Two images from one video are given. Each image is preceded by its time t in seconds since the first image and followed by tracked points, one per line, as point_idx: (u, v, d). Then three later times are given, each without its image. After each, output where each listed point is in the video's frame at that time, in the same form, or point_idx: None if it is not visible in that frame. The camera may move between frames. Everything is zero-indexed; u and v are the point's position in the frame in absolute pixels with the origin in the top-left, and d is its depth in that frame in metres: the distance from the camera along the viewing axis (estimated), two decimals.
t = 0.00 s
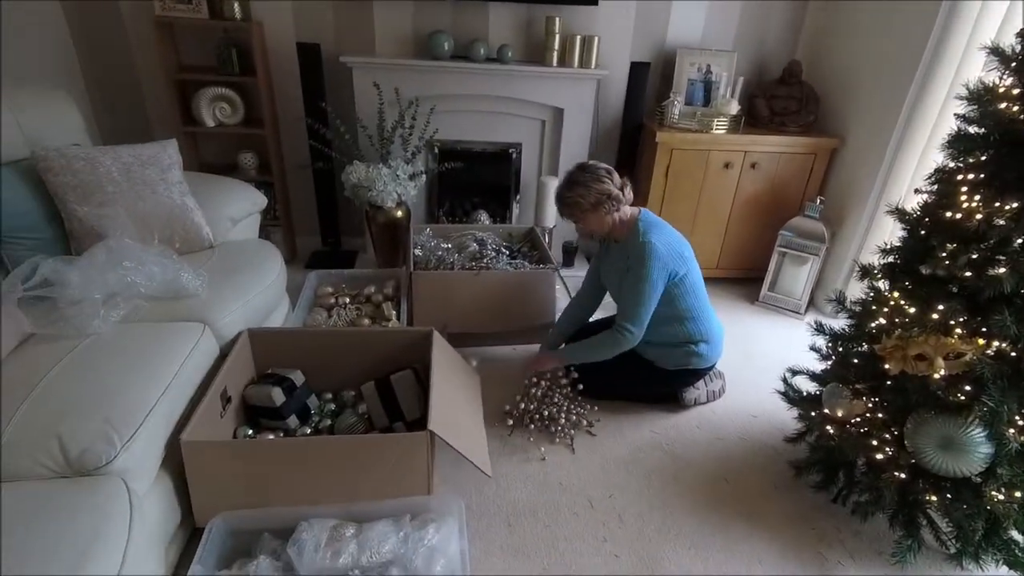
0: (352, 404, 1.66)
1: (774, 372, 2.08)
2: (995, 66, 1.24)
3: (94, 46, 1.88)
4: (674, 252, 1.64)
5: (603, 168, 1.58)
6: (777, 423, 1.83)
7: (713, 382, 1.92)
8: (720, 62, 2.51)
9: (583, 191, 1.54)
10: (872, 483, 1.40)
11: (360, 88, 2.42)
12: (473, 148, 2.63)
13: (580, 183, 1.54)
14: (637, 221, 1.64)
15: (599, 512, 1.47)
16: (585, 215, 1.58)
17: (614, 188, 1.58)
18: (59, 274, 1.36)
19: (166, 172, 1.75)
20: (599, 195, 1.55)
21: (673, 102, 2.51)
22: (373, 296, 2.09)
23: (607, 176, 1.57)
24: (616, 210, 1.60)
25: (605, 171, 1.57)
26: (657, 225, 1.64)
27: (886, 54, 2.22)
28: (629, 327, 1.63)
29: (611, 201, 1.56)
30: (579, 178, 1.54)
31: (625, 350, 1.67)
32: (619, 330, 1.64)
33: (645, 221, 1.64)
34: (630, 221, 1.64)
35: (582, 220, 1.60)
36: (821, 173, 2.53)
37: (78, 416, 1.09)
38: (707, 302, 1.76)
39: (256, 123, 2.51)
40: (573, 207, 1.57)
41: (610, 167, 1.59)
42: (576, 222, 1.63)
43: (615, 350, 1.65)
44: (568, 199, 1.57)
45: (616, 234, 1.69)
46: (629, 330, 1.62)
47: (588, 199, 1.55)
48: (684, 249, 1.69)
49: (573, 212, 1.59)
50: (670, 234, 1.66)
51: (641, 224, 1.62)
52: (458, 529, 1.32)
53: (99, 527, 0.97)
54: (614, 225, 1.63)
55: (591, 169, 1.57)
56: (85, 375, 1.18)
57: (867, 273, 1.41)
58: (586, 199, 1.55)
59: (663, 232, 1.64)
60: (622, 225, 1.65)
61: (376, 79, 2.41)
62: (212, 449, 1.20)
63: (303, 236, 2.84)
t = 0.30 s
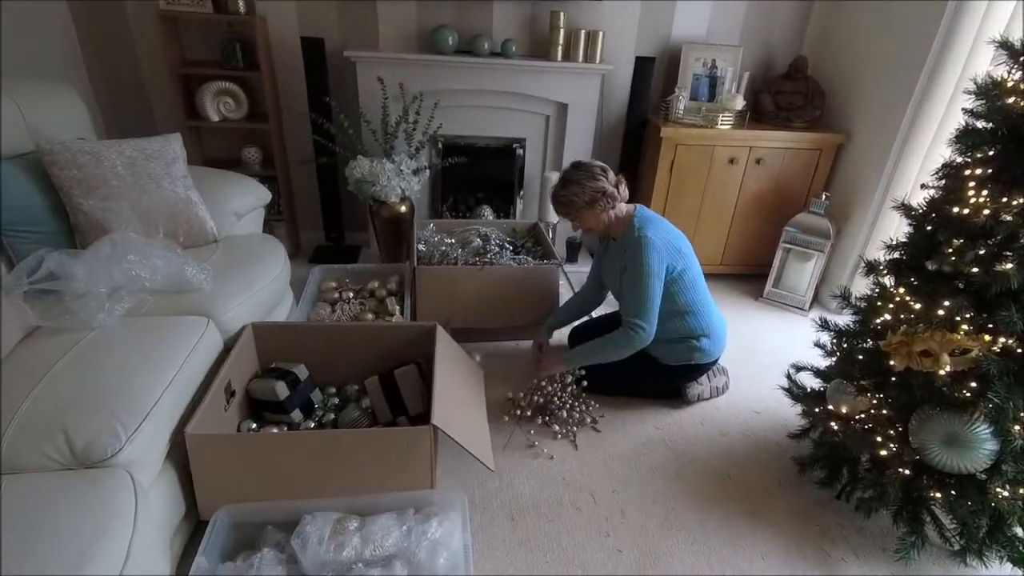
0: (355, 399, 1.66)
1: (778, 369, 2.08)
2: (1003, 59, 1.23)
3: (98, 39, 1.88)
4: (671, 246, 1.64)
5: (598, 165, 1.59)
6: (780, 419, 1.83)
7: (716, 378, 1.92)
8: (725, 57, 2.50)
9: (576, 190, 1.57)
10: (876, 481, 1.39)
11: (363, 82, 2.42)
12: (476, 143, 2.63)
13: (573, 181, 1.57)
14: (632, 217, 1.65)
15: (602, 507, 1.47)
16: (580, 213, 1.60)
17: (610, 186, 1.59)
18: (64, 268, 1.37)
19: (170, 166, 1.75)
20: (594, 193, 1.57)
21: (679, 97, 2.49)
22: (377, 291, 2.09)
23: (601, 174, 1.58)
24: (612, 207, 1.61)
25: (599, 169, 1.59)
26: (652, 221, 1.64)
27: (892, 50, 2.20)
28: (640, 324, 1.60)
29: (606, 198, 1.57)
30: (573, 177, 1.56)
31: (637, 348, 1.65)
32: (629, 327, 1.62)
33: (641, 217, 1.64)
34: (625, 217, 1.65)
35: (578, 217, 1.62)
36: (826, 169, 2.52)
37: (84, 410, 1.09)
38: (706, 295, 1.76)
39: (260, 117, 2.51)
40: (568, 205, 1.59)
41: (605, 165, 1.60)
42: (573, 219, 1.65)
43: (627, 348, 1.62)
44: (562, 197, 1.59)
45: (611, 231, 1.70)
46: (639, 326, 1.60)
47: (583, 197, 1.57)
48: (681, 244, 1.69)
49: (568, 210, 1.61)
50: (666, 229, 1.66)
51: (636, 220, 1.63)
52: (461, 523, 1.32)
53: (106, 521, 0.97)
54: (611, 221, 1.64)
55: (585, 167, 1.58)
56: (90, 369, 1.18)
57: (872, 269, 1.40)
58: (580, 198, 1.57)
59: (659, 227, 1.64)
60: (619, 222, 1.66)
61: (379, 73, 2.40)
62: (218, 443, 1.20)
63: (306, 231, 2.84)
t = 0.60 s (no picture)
0: (351, 394, 1.66)
1: (772, 363, 2.09)
2: (995, 53, 1.24)
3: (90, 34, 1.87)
4: (671, 242, 1.65)
5: (601, 158, 1.59)
6: (774, 413, 1.84)
7: (711, 372, 1.93)
8: (721, 53, 2.50)
9: (579, 182, 1.57)
10: (868, 473, 1.41)
11: (358, 77, 2.41)
12: (471, 138, 2.62)
13: (576, 174, 1.57)
14: (633, 211, 1.65)
15: (597, 501, 1.48)
16: (582, 205, 1.61)
17: (613, 178, 1.59)
18: (56, 264, 1.38)
19: (164, 162, 1.75)
20: (595, 186, 1.57)
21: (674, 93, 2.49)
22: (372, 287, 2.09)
23: (603, 166, 1.58)
24: (614, 200, 1.62)
25: (602, 161, 1.58)
26: (653, 216, 1.65)
27: (886, 44, 2.21)
28: (634, 319, 1.61)
29: (607, 192, 1.58)
30: (575, 170, 1.57)
31: (630, 343, 1.66)
32: (623, 322, 1.63)
33: (642, 212, 1.64)
34: (626, 211, 1.65)
35: (579, 210, 1.63)
36: (820, 164, 2.53)
37: (78, 405, 1.09)
38: (704, 291, 1.77)
39: (254, 113, 2.50)
40: (570, 198, 1.60)
41: (607, 157, 1.60)
42: (574, 212, 1.66)
43: (620, 343, 1.64)
44: (564, 189, 1.60)
45: (612, 225, 1.70)
46: (633, 321, 1.61)
47: (584, 190, 1.58)
48: (680, 239, 1.69)
49: (570, 203, 1.61)
50: (666, 224, 1.66)
51: (637, 215, 1.63)
52: (456, 517, 1.33)
53: (99, 516, 0.97)
54: (611, 215, 1.65)
55: (588, 160, 1.58)
56: (84, 365, 1.18)
57: (865, 263, 1.41)
58: (582, 190, 1.57)
59: (660, 222, 1.64)
60: (620, 216, 1.66)
61: (374, 68, 2.40)
62: (213, 437, 1.20)
63: (301, 227, 2.83)
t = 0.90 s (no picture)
0: (338, 393, 1.65)
1: (756, 357, 2.11)
2: (971, 51, 1.26)
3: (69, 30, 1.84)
4: (665, 239, 1.66)
5: (599, 151, 1.60)
6: (759, 407, 1.86)
7: (698, 367, 1.94)
8: (705, 50, 2.52)
9: (577, 174, 1.58)
10: (851, 464, 1.43)
11: (343, 75, 2.40)
12: (458, 135, 2.62)
13: (574, 166, 1.58)
14: (629, 208, 1.66)
15: (584, 496, 1.49)
16: (579, 197, 1.62)
17: (611, 171, 1.60)
18: (36, 264, 1.36)
19: (146, 160, 1.73)
20: (593, 179, 1.58)
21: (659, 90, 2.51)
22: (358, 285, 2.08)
23: (602, 160, 1.58)
24: (611, 193, 1.63)
25: (600, 154, 1.59)
26: (649, 213, 1.65)
27: (866, 41, 2.24)
28: (618, 314, 1.63)
29: (605, 185, 1.59)
30: (573, 162, 1.58)
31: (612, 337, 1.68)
32: (608, 316, 1.65)
33: (638, 208, 1.64)
34: (622, 206, 1.66)
35: (575, 201, 1.64)
36: (803, 160, 2.55)
37: (59, 406, 1.06)
38: (694, 288, 1.78)
39: (237, 110, 2.48)
40: (567, 190, 1.61)
41: (606, 151, 1.61)
42: (571, 203, 1.67)
43: (604, 335, 1.66)
44: (562, 180, 1.61)
45: (607, 220, 1.71)
46: (617, 316, 1.64)
47: (582, 182, 1.59)
48: (674, 236, 1.69)
49: (567, 194, 1.62)
50: (662, 221, 1.67)
51: (633, 211, 1.63)
52: (444, 514, 1.33)
53: (82, 518, 0.96)
54: (606, 209, 1.66)
55: (586, 152, 1.59)
56: (65, 366, 1.16)
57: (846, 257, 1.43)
58: (579, 183, 1.58)
59: (654, 219, 1.65)
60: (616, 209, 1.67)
61: (359, 65, 2.38)
62: (199, 437, 1.19)
63: (286, 226, 2.81)
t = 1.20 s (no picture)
0: (323, 391, 1.64)
1: (740, 353, 2.13)
2: (948, 49, 1.28)
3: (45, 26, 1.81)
4: (642, 234, 1.66)
5: (582, 148, 1.60)
6: (742, 402, 1.88)
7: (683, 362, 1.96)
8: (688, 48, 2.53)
9: (558, 170, 1.58)
10: (833, 457, 1.45)
11: (326, 71, 2.38)
12: (443, 133, 2.61)
13: (556, 162, 1.58)
14: (608, 203, 1.66)
15: (570, 491, 1.50)
16: (559, 194, 1.62)
17: (593, 169, 1.61)
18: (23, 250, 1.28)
19: (125, 158, 1.70)
20: (574, 176, 1.58)
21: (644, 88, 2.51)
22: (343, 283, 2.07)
23: (584, 157, 1.59)
24: (591, 190, 1.63)
25: (582, 151, 1.59)
26: (626, 209, 1.66)
27: (846, 40, 2.27)
28: (592, 309, 1.65)
29: (586, 182, 1.59)
30: (555, 158, 1.58)
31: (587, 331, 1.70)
32: (582, 311, 1.66)
33: (616, 205, 1.65)
34: (601, 203, 1.66)
35: (556, 198, 1.64)
36: (786, 158, 2.58)
37: (38, 407, 1.04)
38: (675, 283, 1.79)
39: (219, 106, 2.45)
40: (548, 185, 1.61)
41: (588, 148, 1.61)
42: (552, 200, 1.67)
43: (578, 330, 1.68)
44: (544, 176, 1.61)
45: (587, 216, 1.71)
46: (591, 311, 1.65)
47: (563, 179, 1.59)
48: (652, 233, 1.70)
49: (549, 190, 1.63)
50: (639, 216, 1.68)
51: (611, 207, 1.64)
52: (431, 511, 1.33)
53: (64, 518, 0.96)
54: (587, 206, 1.66)
55: (568, 149, 1.59)
56: (44, 366, 1.14)
57: (827, 254, 1.45)
58: (560, 179, 1.59)
59: (632, 216, 1.65)
60: (597, 206, 1.68)
61: (343, 62, 2.36)
62: (182, 437, 1.18)
63: (269, 224, 2.78)
